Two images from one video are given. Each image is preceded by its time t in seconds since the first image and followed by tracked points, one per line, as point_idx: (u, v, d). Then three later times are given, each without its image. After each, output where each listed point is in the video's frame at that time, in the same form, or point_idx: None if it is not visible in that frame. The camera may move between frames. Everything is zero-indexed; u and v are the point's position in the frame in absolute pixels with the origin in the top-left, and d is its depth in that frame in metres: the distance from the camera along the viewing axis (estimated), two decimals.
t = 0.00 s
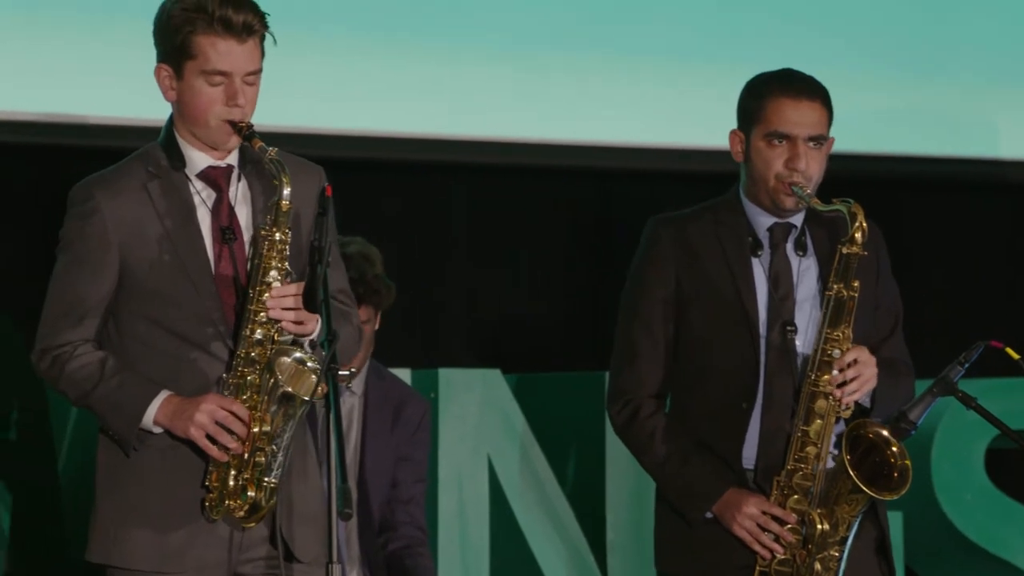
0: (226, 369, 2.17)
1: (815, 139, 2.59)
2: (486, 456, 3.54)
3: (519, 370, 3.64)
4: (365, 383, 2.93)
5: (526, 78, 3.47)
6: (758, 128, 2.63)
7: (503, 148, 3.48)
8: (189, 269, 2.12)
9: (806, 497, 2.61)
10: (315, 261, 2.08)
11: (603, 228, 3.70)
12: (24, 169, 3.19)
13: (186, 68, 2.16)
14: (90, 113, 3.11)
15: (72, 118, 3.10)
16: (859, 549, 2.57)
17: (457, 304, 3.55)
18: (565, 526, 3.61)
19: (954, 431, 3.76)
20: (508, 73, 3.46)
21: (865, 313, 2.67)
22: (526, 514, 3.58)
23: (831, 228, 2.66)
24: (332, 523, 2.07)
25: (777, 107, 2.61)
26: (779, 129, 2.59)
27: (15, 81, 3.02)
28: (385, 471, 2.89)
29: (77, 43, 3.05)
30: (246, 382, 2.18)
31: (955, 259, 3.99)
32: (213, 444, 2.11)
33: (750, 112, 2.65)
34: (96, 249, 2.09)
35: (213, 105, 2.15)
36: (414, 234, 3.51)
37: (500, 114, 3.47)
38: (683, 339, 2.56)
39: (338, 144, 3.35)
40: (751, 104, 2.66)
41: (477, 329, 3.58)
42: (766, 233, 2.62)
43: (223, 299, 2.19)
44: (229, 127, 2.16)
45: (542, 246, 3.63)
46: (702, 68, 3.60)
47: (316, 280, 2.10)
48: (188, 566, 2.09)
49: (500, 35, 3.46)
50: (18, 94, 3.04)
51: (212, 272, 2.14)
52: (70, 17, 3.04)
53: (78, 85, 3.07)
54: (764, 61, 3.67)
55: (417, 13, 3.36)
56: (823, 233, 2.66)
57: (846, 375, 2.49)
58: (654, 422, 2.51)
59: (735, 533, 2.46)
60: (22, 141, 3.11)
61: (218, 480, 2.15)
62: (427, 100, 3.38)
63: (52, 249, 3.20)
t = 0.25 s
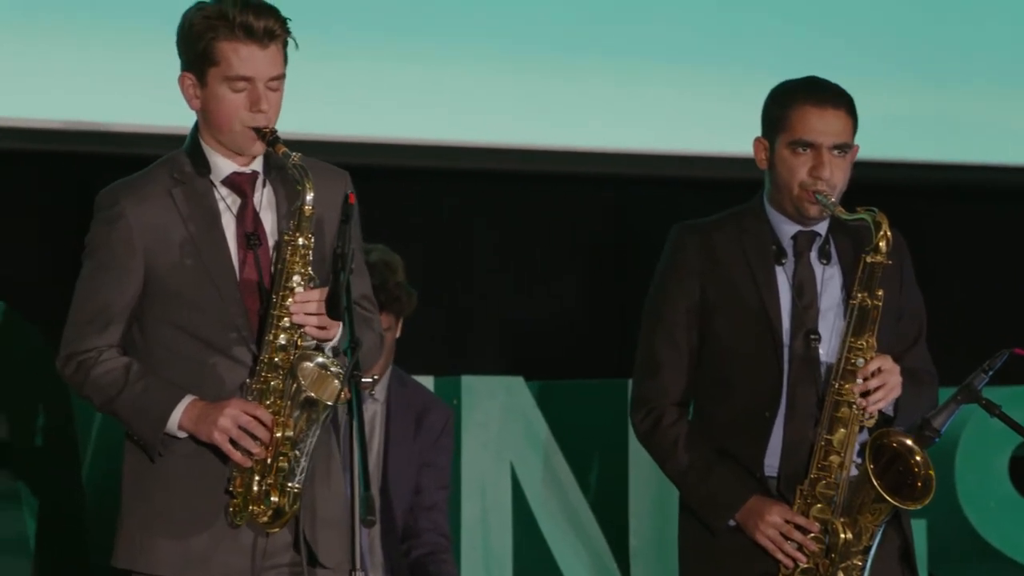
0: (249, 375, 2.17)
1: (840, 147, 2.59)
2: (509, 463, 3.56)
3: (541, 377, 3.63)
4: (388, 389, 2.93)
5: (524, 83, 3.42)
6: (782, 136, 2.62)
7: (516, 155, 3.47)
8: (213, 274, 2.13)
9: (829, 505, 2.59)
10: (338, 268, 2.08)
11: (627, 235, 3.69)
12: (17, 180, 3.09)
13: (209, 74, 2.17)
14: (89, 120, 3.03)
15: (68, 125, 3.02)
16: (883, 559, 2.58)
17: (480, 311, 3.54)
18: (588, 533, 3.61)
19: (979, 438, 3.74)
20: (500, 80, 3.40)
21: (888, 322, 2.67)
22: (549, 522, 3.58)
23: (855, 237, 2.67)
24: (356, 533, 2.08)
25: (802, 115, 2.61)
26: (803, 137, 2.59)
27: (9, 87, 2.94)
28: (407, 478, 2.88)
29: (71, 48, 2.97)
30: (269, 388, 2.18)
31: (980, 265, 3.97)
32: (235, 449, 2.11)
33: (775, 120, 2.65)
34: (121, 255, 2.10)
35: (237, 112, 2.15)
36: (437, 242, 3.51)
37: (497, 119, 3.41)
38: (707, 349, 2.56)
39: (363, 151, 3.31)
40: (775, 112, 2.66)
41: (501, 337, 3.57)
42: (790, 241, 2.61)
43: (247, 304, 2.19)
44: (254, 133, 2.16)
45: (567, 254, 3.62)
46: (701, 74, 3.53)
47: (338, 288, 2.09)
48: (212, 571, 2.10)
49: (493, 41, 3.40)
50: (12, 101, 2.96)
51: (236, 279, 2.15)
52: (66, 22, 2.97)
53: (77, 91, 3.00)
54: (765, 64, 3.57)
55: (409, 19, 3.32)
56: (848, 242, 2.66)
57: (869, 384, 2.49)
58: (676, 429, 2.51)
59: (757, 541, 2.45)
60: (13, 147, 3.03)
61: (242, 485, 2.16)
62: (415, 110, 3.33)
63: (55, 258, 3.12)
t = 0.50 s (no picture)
0: (283, 387, 2.17)
1: (868, 155, 2.59)
2: (536, 471, 3.54)
3: (568, 386, 3.63)
4: (415, 398, 2.94)
5: (540, 93, 3.35)
6: (809, 143, 2.62)
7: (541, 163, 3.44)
8: (246, 287, 2.13)
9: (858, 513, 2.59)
10: (366, 275, 2.08)
11: (653, 242, 3.70)
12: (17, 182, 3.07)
13: (243, 84, 2.18)
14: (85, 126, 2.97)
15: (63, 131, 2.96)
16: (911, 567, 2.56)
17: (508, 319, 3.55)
18: (616, 541, 3.62)
19: (1009, 447, 3.72)
20: (485, 86, 3.30)
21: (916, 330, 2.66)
22: (576, 530, 3.58)
23: (883, 245, 2.65)
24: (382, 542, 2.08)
25: (829, 124, 2.60)
26: (831, 145, 2.59)
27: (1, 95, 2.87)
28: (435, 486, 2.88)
29: (63, 53, 2.90)
30: (302, 400, 2.18)
31: (1006, 272, 3.98)
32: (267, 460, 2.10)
33: (803, 128, 2.65)
34: (152, 268, 2.11)
35: (270, 123, 2.16)
36: (466, 252, 3.50)
37: (482, 123, 3.31)
38: (734, 357, 2.56)
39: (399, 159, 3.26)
40: (803, 120, 2.65)
41: (528, 345, 3.58)
42: (817, 249, 2.61)
43: (280, 317, 2.18)
44: (286, 144, 2.17)
45: (593, 262, 3.63)
46: (695, 78, 3.46)
47: (366, 296, 2.09)
48: None
49: (477, 45, 3.29)
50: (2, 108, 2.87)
51: (269, 290, 2.15)
52: (59, 27, 2.90)
53: (76, 99, 2.94)
54: (764, 68, 3.51)
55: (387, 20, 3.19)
56: (875, 250, 2.65)
57: (897, 393, 2.48)
58: (705, 438, 2.51)
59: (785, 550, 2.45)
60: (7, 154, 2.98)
61: (276, 496, 2.16)
62: (396, 118, 3.21)
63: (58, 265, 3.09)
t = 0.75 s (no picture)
0: (317, 393, 2.18)
1: (894, 158, 2.58)
2: (563, 474, 3.54)
3: (593, 389, 3.63)
4: (442, 401, 2.94)
5: (562, 97, 3.36)
6: (836, 147, 2.62)
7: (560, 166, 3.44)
8: (277, 292, 2.14)
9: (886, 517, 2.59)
10: (393, 279, 2.08)
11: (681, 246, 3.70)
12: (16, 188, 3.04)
13: (276, 90, 2.18)
14: (86, 129, 2.95)
15: (63, 134, 2.94)
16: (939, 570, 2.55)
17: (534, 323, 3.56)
18: (643, 543, 3.62)
19: None
20: (487, 87, 3.29)
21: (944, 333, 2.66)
22: (603, 533, 3.58)
23: (910, 248, 2.65)
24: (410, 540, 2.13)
25: (857, 128, 2.60)
26: (859, 149, 2.58)
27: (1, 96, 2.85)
28: (460, 490, 2.88)
29: (61, 55, 2.88)
30: (335, 407, 2.19)
31: None
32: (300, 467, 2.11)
33: (830, 131, 2.64)
34: (184, 273, 2.12)
35: (302, 129, 2.16)
36: (491, 254, 3.52)
37: (485, 124, 3.30)
38: (761, 360, 2.56)
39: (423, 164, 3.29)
40: (832, 123, 2.65)
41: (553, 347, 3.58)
42: (845, 252, 2.61)
43: (313, 322, 2.19)
44: (319, 150, 2.17)
45: (620, 266, 3.63)
46: (696, 79, 3.45)
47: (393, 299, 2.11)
48: None
49: (498, 49, 3.30)
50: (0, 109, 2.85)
51: (299, 295, 2.16)
52: (56, 30, 2.88)
53: (100, 104, 2.94)
54: (764, 68, 3.49)
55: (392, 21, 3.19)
56: (902, 253, 2.64)
57: (925, 396, 2.48)
58: (732, 441, 2.51)
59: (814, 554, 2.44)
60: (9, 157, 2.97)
61: (309, 502, 2.16)
62: (395, 119, 3.19)
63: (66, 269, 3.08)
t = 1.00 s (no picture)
0: (340, 398, 2.18)
1: (925, 160, 2.57)
2: (591, 478, 3.54)
3: (621, 394, 3.60)
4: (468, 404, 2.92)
5: (585, 100, 3.34)
6: (865, 149, 2.61)
7: (584, 169, 3.43)
8: (302, 295, 2.14)
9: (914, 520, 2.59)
10: (420, 283, 2.09)
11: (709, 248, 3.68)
12: (19, 191, 3.02)
13: (303, 94, 2.18)
14: (95, 131, 2.93)
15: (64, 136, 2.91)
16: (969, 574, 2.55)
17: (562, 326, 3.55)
18: (670, 546, 3.62)
19: None
20: (487, 87, 3.26)
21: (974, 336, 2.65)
22: (631, 536, 3.58)
23: (940, 250, 2.64)
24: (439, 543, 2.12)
25: (887, 130, 2.59)
26: (888, 151, 2.57)
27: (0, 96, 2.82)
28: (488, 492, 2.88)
29: (61, 56, 2.86)
30: (360, 410, 2.19)
31: None
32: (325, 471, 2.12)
33: (859, 134, 2.63)
34: (211, 276, 2.12)
35: (328, 132, 2.16)
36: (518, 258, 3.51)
37: (485, 124, 3.27)
38: (789, 363, 2.55)
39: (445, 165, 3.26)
40: (860, 126, 2.63)
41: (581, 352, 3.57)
42: (873, 255, 2.59)
43: (338, 325, 2.20)
44: (343, 154, 2.17)
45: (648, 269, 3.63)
46: (696, 80, 3.40)
47: (420, 303, 2.11)
48: None
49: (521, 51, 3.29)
50: None
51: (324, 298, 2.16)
52: (54, 31, 2.85)
53: (113, 106, 2.92)
54: (764, 68, 3.44)
55: (403, 22, 3.17)
56: (932, 255, 2.63)
57: (954, 400, 2.47)
58: (760, 444, 2.50)
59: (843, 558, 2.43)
60: (16, 159, 2.95)
61: (333, 506, 2.16)
62: (395, 118, 3.15)
63: (74, 273, 3.06)
